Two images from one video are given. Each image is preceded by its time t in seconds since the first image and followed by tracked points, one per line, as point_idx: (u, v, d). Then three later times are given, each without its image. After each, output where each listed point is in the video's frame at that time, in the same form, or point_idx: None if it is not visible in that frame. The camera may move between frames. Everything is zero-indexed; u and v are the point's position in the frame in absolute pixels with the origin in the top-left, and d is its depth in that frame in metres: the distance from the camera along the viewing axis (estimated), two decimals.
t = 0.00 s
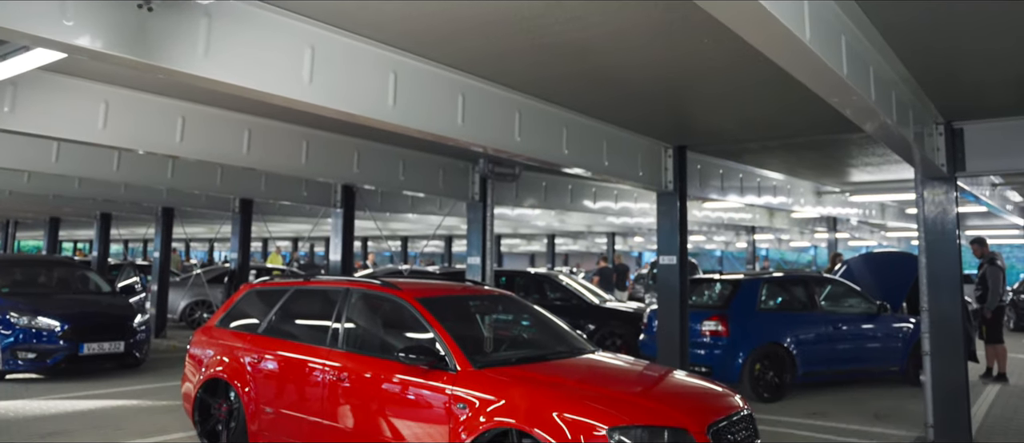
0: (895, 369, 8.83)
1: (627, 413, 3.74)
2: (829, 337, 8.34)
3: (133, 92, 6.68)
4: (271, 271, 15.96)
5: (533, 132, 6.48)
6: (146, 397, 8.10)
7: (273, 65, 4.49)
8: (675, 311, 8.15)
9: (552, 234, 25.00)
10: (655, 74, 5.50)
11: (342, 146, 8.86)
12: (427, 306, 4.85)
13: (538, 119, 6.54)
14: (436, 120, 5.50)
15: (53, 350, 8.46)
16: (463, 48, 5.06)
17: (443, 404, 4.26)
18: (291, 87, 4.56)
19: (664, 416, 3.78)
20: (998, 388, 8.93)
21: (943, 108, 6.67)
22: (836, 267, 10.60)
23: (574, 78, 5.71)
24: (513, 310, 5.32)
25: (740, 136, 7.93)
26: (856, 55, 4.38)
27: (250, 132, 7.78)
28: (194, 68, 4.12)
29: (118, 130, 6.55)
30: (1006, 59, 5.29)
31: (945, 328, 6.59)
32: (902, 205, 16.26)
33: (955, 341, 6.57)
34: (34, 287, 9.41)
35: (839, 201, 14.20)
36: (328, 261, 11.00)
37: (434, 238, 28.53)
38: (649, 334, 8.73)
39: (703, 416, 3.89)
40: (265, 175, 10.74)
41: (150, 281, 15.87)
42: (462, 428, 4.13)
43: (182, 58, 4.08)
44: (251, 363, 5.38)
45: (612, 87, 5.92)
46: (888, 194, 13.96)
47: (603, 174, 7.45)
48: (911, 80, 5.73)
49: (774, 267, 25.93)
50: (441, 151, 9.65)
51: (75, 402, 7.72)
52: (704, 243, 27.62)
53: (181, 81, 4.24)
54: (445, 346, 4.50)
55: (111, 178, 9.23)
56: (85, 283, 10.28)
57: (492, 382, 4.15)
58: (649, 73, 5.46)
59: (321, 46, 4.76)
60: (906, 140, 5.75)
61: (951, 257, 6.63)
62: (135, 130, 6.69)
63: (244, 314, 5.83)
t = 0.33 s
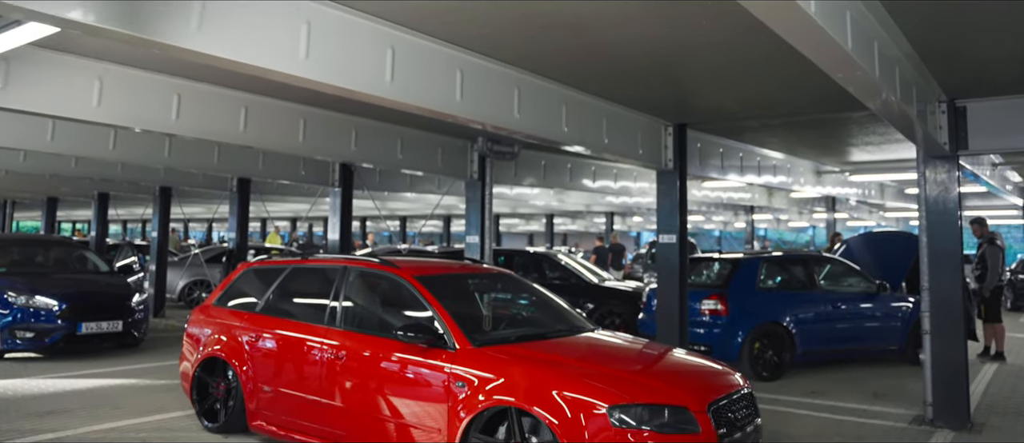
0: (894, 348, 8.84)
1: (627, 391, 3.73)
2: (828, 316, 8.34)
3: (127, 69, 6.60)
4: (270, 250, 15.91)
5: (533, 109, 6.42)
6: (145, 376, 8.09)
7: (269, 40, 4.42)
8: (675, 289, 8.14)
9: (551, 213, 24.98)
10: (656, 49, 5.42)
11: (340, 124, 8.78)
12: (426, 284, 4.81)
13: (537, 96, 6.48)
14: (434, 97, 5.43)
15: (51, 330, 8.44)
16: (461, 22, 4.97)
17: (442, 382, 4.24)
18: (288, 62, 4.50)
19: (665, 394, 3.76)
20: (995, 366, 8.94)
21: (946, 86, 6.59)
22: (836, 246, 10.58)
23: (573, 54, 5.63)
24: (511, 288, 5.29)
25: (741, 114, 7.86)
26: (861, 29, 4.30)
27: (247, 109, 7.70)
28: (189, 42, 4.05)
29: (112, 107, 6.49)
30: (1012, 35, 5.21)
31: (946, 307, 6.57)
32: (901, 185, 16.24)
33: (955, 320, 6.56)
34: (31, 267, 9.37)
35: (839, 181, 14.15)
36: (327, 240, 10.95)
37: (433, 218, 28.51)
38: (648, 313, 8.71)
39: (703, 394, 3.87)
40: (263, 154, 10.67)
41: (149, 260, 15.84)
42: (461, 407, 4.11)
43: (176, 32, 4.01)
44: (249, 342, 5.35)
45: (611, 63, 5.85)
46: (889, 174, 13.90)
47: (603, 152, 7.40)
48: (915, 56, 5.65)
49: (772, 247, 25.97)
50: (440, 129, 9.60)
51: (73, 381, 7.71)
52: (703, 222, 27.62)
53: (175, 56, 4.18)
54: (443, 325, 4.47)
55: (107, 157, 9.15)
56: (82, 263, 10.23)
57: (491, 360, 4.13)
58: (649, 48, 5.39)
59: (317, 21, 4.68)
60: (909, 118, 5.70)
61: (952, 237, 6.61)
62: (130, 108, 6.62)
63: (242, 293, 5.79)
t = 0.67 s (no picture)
0: (894, 328, 8.84)
1: (626, 370, 3.70)
2: (828, 296, 8.32)
3: (121, 46, 6.53)
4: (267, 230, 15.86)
5: (532, 86, 6.35)
6: (144, 356, 8.08)
7: (265, 14, 4.34)
8: (675, 268, 8.11)
9: (551, 193, 24.94)
10: (658, 24, 5.34)
11: (338, 102, 8.69)
12: (424, 263, 4.78)
13: (537, 73, 6.40)
14: (432, 73, 5.35)
15: (49, 309, 8.44)
16: None
17: (441, 361, 4.21)
18: (284, 37, 4.43)
19: (665, 373, 3.73)
20: (994, 346, 8.95)
21: (951, 64, 6.50)
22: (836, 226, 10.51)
23: (573, 29, 5.54)
24: (511, 267, 5.25)
25: (743, 92, 7.78)
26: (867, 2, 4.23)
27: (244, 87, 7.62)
28: (183, 17, 3.98)
29: (106, 85, 6.42)
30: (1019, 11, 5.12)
31: (946, 287, 6.54)
32: (901, 165, 16.21)
33: (956, 299, 6.53)
34: (29, 247, 9.33)
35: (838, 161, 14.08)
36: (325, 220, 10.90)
37: (432, 198, 28.45)
38: (648, 291, 8.69)
39: (703, 373, 3.85)
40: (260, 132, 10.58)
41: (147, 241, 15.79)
42: (460, 386, 4.09)
43: (171, 6, 3.93)
44: (247, 321, 5.33)
45: (612, 38, 5.77)
46: (888, 153, 13.82)
47: (604, 130, 7.33)
48: (920, 32, 5.57)
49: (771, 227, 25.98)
50: (439, 107, 9.52)
51: (72, 360, 7.69)
52: (702, 203, 27.58)
53: (169, 30, 4.11)
54: (442, 303, 4.45)
55: (103, 136, 9.09)
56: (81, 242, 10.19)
57: (490, 339, 4.10)
58: (651, 22, 5.30)
59: None
60: (913, 96, 5.63)
61: (954, 217, 6.56)
62: (124, 86, 6.55)
63: (240, 272, 5.76)
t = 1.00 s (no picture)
0: (893, 308, 8.83)
1: (626, 350, 3.67)
2: (828, 275, 8.29)
3: (115, 24, 6.44)
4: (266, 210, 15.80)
5: (532, 64, 6.27)
6: (143, 336, 8.05)
7: None
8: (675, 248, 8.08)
9: (550, 173, 24.85)
10: None
11: (336, 81, 8.60)
12: (423, 242, 4.73)
13: (537, 50, 6.32)
14: (430, 50, 5.27)
15: (48, 289, 8.39)
16: None
17: (441, 341, 4.18)
18: (281, 12, 4.35)
19: (665, 352, 3.70)
20: (994, 325, 8.94)
21: (956, 41, 6.42)
22: (836, 206, 10.45)
23: (574, 4, 5.45)
24: (511, 247, 5.21)
25: (744, 70, 7.69)
26: None
27: (240, 66, 7.53)
28: None
29: (101, 64, 6.34)
30: None
31: (948, 267, 6.51)
32: (902, 146, 16.15)
33: (958, 280, 6.50)
34: (26, 228, 9.28)
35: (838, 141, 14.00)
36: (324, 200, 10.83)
37: (431, 178, 28.37)
38: (648, 271, 8.65)
39: (704, 352, 3.81)
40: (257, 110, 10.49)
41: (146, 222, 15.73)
42: (460, 365, 4.07)
43: None
44: (245, 301, 5.29)
45: (613, 14, 5.67)
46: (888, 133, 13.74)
47: (604, 109, 7.26)
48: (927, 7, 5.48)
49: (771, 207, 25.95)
50: (438, 85, 9.43)
51: (71, 341, 7.66)
52: (702, 183, 27.50)
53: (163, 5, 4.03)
54: (442, 282, 4.41)
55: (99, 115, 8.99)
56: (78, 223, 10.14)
57: (490, 319, 4.06)
58: None
59: None
60: (918, 73, 5.55)
61: (957, 197, 6.51)
62: (119, 65, 6.47)
63: (238, 252, 5.71)
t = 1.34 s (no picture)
0: (894, 288, 8.80)
1: (627, 331, 3.64)
2: (829, 256, 8.25)
3: (111, 2, 6.35)
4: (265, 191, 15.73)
5: (533, 42, 6.18)
6: (142, 317, 8.04)
7: None
8: (675, 228, 8.04)
9: (551, 154, 24.78)
10: None
11: (334, 60, 8.52)
12: (422, 222, 4.68)
13: (537, 28, 6.23)
14: (429, 27, 5.18)
15: (46, 270, 8.38)
16: None
17: (440, 321, 4.15)
18: None
19: (666, 333, 3.67)
20: (995, 306, 8.92)
21: (962, 18, 6.32)
22: (837, 187, 10.40)
23: None
24: (511, 227, 5.16)
25: (747, 49, 7.60)
26: None
27: (237, 45, 7.45)
28: None
29: (96, 43, 6.25)
30: None
31: (950, 249, 6.47)
32: (903, 126, 16.06)
33: (960, 261, 6.46)
34: (24, 209, 9.25)
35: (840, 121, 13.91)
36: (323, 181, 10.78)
37: (431, 160, 28.31)
38: (648, 252, 8.62)
39: (705, 333, 3.78)
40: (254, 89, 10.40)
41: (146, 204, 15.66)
42: (459, 346, 4.04)
43: None
44: (243, 281, 5.26)
45: None
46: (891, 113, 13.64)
47: (605, 88, 7.18)
48: None
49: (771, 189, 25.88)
50: (437, 65, 9.33)
51: (70, 322, 7.65)
52: (702, 164, 27.41)
53: None
54: (441, 262, 4.37)
55: (95, 94, 8.91)
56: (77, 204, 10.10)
57: (489, 299, 4.03)
58: None
59: None
60: (923, 51, 5.47)
61: (960, 178, 6.44)
62: (115, 43, 6.38)
63: (236, 232, 5.67)
